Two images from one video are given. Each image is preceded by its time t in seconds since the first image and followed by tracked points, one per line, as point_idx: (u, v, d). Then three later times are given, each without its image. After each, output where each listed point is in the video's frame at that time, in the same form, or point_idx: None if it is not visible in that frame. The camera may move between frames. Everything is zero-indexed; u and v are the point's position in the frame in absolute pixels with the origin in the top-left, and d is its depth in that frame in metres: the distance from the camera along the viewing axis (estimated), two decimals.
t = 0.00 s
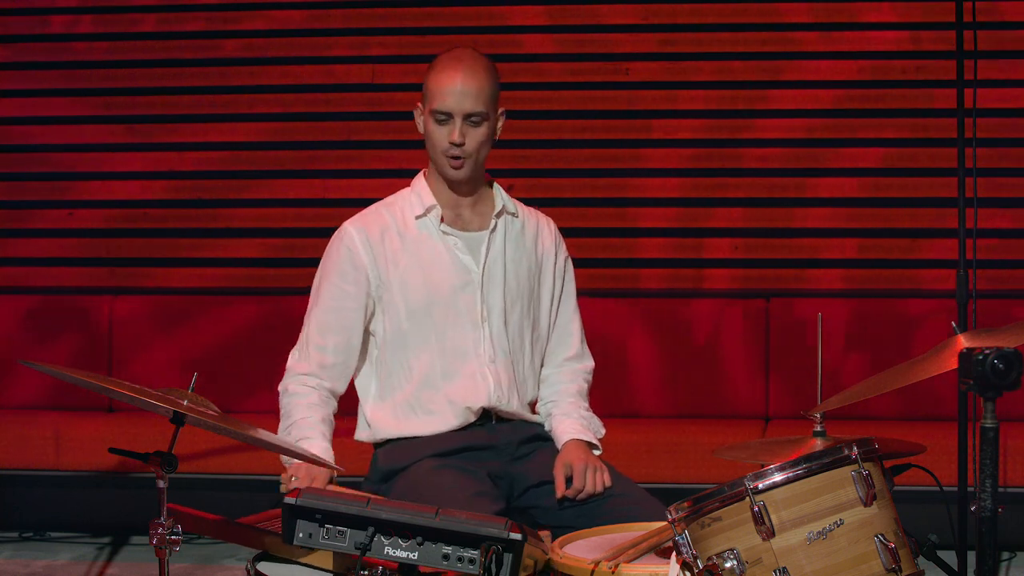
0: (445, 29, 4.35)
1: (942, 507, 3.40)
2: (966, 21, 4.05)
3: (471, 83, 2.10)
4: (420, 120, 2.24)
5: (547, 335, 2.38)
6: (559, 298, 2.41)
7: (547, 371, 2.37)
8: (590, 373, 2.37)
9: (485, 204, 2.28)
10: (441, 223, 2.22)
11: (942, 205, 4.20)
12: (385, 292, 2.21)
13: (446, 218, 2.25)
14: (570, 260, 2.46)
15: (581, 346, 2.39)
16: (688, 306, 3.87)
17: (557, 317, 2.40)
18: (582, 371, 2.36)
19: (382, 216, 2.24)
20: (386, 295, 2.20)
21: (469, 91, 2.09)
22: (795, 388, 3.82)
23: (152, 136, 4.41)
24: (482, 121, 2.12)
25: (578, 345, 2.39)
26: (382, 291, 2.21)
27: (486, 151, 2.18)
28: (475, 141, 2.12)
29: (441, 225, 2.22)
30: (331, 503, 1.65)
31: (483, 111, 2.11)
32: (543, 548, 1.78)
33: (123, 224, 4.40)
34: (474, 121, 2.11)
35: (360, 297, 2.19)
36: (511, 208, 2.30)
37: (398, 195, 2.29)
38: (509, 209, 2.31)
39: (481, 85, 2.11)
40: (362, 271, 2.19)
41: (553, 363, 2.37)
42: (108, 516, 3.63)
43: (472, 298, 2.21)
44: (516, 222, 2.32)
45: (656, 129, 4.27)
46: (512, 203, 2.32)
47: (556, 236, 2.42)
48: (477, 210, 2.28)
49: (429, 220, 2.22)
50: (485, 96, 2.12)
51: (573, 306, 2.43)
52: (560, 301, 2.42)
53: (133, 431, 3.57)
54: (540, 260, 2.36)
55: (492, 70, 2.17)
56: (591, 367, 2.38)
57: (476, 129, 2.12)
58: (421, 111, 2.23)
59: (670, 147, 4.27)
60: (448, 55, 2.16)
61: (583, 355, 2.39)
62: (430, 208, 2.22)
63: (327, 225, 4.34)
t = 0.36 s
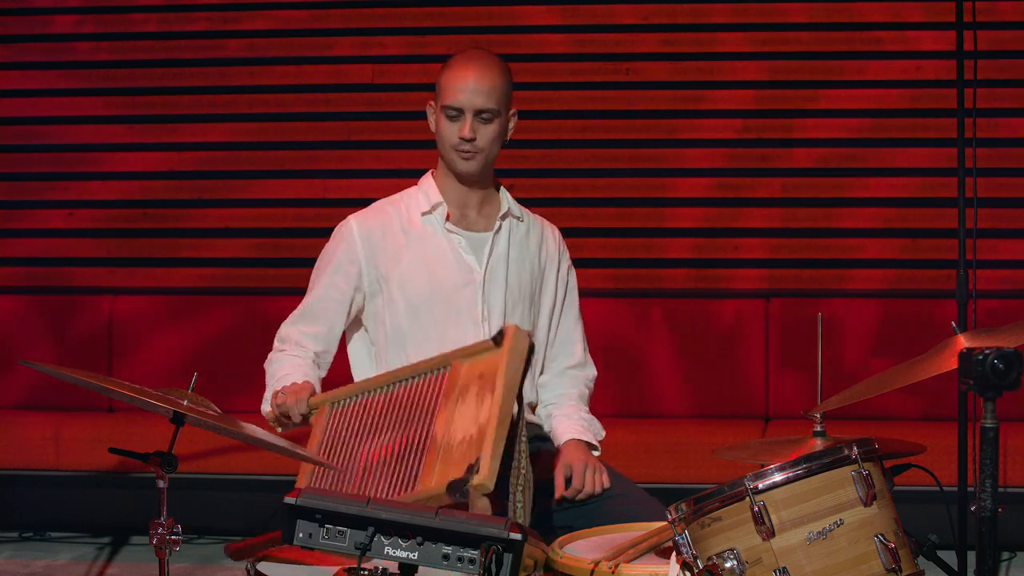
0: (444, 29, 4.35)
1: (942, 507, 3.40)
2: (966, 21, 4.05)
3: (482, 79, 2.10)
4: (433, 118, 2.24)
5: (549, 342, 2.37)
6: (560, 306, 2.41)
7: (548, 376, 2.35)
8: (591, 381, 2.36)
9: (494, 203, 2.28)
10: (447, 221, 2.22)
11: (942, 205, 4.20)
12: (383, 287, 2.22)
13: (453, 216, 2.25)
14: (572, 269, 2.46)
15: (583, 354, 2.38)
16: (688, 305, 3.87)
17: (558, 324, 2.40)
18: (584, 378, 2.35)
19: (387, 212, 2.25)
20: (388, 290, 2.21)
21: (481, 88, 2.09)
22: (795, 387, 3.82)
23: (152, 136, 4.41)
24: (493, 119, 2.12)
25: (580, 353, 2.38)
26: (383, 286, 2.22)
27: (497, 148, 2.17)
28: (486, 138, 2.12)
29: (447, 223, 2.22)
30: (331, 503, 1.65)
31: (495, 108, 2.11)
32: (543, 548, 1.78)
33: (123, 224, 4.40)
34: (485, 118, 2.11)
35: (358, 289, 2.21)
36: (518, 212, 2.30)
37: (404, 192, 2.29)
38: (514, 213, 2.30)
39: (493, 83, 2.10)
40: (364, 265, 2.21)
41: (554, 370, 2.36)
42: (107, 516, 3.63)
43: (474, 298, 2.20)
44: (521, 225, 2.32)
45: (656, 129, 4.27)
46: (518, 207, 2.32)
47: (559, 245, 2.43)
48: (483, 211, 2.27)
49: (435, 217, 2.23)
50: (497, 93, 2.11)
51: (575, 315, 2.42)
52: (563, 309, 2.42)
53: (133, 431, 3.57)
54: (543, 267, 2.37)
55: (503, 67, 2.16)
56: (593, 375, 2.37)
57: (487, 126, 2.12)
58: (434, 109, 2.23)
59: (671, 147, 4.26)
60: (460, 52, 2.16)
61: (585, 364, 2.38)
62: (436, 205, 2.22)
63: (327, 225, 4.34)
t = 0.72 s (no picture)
0: (444, 29, 4.35)
1: (942, 507, 3.40)
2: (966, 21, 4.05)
3: (480, 79, 2.10)
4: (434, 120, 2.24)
5: (555, 342, 2.36)
6: (568, 305, 2.40)
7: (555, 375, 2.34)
8: (598, 380, 2.35)
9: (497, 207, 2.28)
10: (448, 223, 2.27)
11: (942, 205, 4.20)
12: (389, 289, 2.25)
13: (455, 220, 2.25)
14: (580, 268, 2.45)
15: (590, 353, 2.37)
16: (688, 306, 3.87)
17: (565, 323, 2.39)
18: (590, 377, 2.33)
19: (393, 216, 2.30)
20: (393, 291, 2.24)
21: (478, 87, 2.09)
22: (794, 387, 3.82)
23: (152, 136, 4.41)
24: (488, 118, 2.12)
25: (587, 352, 2.36)
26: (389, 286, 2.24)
27: (495, 149, 2.16)
28: (481, 136, 2.11)
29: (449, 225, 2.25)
30: (331, 503, 1.66)
31: (491, 107, 2.11)
32: (543, 548, 1.78)
33: (123, 224, 4.40)
34: (481, 117, 2.11)
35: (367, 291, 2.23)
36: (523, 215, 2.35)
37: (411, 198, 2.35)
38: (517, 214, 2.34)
39: (490, 83, 2.11)
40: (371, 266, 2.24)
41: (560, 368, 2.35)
42: (108, 516, 3.63)
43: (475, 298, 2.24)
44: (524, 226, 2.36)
45: (655, 129, 4.27)
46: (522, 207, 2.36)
47: (565, 244, 2.44)
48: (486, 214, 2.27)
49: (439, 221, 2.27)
50: (493, 93, 2.11)
51: (582, 314, 2.41)
52: (570, 308, 2.41)
53: (133, 431, 3.57)
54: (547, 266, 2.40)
55: (503, 69, 2.17)
56: (600, 375, 2.35)
57: (482, 124, 2.11)
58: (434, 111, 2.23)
59: (671, 146, 4.26)
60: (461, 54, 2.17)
61: (592, 363, 2.36)
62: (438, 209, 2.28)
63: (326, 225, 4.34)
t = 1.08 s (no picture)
0: (444, 29, 4.35)
1: (942, 507, 3.40)
2: (966, 21, 4.05)
3: (471, 77, 2.10)
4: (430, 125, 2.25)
5: (552, 341, 2.38)
6: (564, 305, 2.42)
7: (551, 375, 2.36)
8: (594, 379, 2.37)
9: (494, 208, 2.28)
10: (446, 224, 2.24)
11: (942, 205, 4.20)
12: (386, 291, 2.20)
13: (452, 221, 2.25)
14: (575, 268, 2.47)
15: (586, 353, 2.39)
16: (688, 306, 3.87)
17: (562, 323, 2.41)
18: (587, 377, 2.36)
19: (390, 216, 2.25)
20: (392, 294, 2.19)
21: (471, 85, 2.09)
22: (795, 387, 3.82)
23: (152, 136, 4.41)
24: (483, 116, 2.11)
25: (583, 352, 2.38)
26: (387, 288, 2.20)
27: (491, 148, 2.16)
28: (476, 134, 2.10)
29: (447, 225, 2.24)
30: (331, 503, 1.65)
31: (484, 104, 2.10)
32: (543, 549, 1.78)
33: (124, 224, 4.41)
34: (475, 114, 2.10)
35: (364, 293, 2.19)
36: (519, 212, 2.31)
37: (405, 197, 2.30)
38: (515, 213, 2.31)
39: (483, 81, 2.11)
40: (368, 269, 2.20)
41: (557, 369, 2.37)
42: (108, 516, 3.63)
43: (475, 299, 2.21)
44: (522, 224, 2.33)
45: (655, 129, 4.27)
46: (519, 205, 2.33)
47: (562, 243, 2.44)
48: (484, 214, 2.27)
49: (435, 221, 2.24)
50: (485, 90, 2.11)
51: (577, 313, 2.43)
52: (565, 308, 2.42)
53: (133, 431, 3.57)
54: (544, 265, 2.38)
55: (494, 67, 2.16)
56: (596, 374, 2.37)
57: (476, 122, 2.11)
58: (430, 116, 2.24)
59: (671, 146, 4.27)
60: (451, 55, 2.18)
61: (588, 362, 2.38)
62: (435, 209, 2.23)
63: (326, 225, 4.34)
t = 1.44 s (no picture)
0: (445, 29, 4.35)
1: (942, 507, 3.40)
2: (966, 21, 4.05)
3: (469, 77, 2.11)
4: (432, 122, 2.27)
5: (553, 339, 2.37)
6: (563, 303, 2.42)
7: (551, 374, 2.35)
8: (593, 377, 2.37)
9: (493, 207, 2.30)
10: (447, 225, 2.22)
11: (942, 205, 4.20)
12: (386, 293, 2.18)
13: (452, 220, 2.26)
14: (573, 265, 2.47)
15: (585, 351, 2.39)
16: (687, 306, 3.87)
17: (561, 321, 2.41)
18: (586, 375, 2.36)
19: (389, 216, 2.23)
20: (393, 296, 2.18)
21: (471, 87, 2.10)
22: (794, 387, 3.82)
23: (153, 136, 4.42)
24: (482, 118, 2.12)
25: (582, 350, 2.38)
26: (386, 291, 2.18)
27: (490, 149, 2.17)
28: (475, 136, 2.11)
29: (447, 227, 2.22)
30: (331, 503, 1.65)
31: (482, 106, 2.11)
32: (543, 548, 1.78)
33: (125, 224, 4.43)
34: (473, 116, 2.11)
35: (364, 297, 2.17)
36: (517, 212, 2.31)
37: (405, 197, 2.28)
38: (514, 212, 2.31)
39: (483, 82, 2.12)
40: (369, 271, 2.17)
41: (557, 367, 2.36)
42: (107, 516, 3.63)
43: (477, 300, 2.20)
44: (521, 224, 2.33)
45: (655, 129, 4.27)
46: (517, 205, 2.33)
47: (560, 241, 2.43)
48: (483, 214, 2.29)
49: (436, 221, 2.22)
50: (484, 91, 2.11)
51: (576, 311, 2.43)
52: (564, 307, 2.42)
53: (133, 431, 3.57)
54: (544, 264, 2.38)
55: (494, 66, 2.16)
56: (594, 372, 2.38)
57: (475, 124, 2.12)
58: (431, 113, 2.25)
59: (670, 147, 4.27)
60: (452, 54, 2.18)
61: (587, 360, 2.39)
62: (436, 209, 2.22)
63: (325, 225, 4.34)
